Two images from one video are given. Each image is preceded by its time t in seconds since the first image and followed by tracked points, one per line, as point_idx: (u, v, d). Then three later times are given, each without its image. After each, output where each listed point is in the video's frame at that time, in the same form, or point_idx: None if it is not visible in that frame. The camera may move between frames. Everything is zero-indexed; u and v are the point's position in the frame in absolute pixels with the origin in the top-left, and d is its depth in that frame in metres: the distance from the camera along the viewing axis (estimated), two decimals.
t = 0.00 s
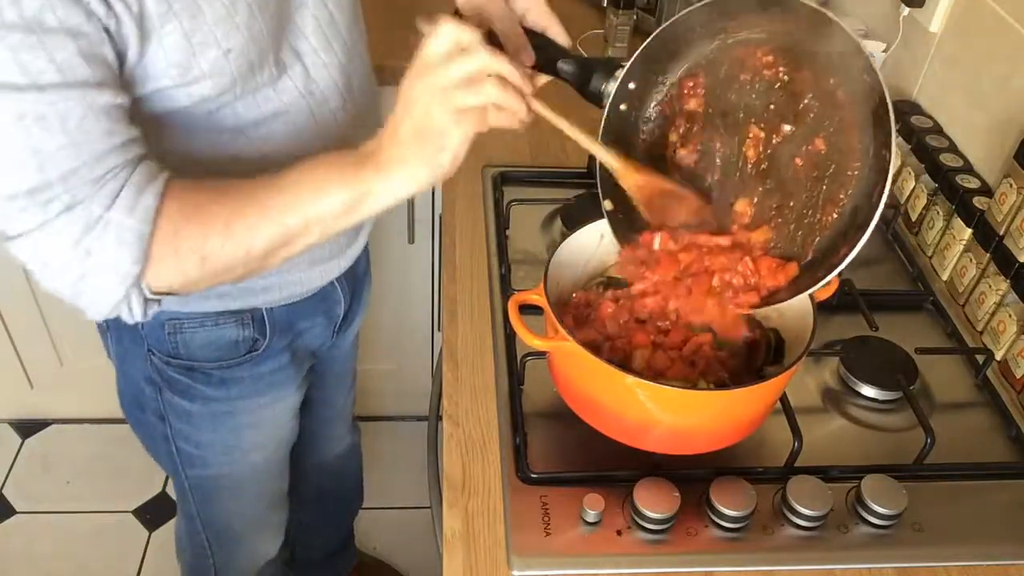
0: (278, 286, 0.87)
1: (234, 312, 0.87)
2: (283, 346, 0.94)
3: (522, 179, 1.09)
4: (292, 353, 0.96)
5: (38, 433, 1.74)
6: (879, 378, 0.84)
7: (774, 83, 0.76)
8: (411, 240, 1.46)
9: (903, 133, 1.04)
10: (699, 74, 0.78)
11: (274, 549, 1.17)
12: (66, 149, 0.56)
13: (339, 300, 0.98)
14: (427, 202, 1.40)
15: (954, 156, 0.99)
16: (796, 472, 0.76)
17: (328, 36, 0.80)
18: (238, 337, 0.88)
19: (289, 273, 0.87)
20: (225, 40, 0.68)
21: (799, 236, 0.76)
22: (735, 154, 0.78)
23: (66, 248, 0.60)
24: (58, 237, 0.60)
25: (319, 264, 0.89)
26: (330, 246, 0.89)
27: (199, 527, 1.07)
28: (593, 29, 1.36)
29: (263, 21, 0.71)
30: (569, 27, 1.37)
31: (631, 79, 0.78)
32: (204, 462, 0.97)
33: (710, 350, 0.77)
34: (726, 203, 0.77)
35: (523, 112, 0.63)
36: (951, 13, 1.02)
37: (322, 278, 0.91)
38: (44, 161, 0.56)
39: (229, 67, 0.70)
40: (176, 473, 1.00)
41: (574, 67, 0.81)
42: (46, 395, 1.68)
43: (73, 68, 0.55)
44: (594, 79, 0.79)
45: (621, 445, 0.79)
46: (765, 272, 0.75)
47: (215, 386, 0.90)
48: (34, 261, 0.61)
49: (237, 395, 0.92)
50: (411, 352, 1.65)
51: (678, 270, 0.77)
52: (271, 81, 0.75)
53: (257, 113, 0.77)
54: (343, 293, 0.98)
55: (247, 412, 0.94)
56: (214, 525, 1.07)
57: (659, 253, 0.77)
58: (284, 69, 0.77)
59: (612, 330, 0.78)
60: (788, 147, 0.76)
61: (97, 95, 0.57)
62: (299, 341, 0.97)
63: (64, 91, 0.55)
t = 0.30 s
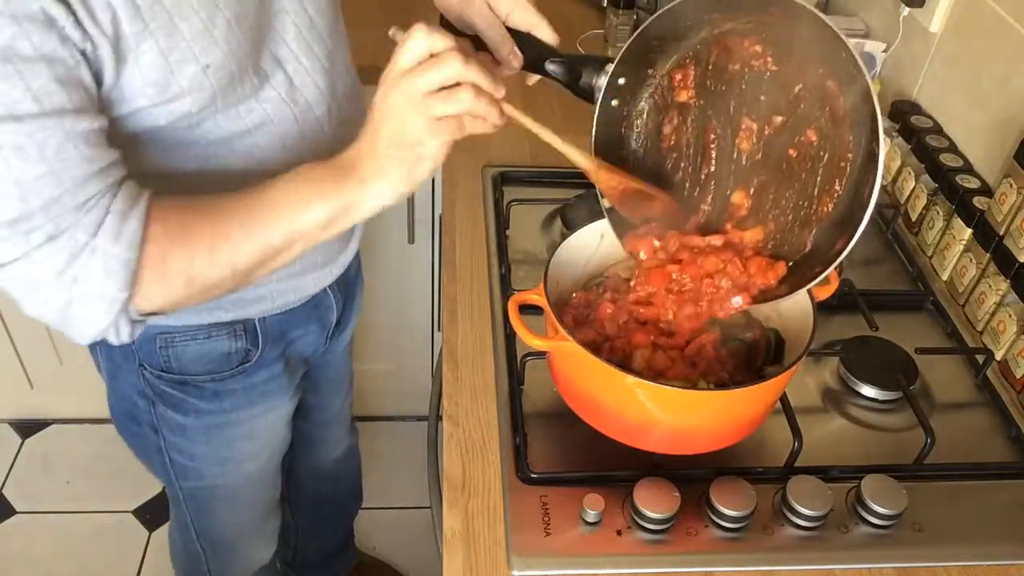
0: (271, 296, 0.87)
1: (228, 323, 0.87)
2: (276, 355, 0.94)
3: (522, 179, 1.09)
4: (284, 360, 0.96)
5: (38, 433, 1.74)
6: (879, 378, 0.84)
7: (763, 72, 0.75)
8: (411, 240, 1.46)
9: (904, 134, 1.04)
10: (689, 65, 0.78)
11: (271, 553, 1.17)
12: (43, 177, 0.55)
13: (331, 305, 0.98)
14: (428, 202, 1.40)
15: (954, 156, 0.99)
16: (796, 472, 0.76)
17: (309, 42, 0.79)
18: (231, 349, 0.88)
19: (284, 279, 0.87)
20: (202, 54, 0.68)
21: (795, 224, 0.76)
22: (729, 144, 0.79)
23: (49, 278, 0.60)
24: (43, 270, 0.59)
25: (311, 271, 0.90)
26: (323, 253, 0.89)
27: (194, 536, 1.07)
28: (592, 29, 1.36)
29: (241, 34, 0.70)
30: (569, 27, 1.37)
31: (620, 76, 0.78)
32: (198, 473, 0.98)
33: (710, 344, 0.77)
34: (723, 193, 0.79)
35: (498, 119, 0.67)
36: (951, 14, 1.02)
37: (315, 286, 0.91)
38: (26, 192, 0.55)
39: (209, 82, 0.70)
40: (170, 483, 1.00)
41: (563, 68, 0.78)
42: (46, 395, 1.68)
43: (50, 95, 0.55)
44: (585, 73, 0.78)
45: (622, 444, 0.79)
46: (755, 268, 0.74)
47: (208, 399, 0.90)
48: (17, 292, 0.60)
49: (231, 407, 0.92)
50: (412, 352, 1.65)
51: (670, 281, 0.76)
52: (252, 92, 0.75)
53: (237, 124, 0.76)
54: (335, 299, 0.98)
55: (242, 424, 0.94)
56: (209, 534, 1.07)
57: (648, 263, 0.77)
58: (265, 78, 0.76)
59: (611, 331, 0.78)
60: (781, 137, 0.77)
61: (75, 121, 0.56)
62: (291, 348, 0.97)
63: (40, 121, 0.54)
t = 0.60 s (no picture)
0: (263, 300, 0.87)
1: (218, 329, 0.86)
2: (268, 360, 0.94)
3: (521, 179, 1.09)
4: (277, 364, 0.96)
5: (38, 433, 1.74)
6: (879, 378, 0.84)
7: (758, 75, 0.75)
8: (411, 240, 1.46)
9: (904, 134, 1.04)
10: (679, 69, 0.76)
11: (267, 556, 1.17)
12: (37, 189, 0.56)
13: (323, 309, 0.98)
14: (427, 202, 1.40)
15: (954, 156, 0.99)
16: (796, 472, 0.76)
17: (296, 44, 0.79)
18: (223, 355, 0.88)
19: (276, 284, 0.87)
20: (187, 62, 0.68)
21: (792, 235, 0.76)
22: (723, 149, 0.78)
23: (49, 288, 0.61)
24: (42, 279, 0.60)
25: (301, 275, 0.89)
26: (315, 256, 0.89)
27: (189, 539, 1.07)
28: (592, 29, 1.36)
29: (226, 40, 0.71)
30: (569, 27, 1.37)
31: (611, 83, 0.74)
32: (192, 479, 0.98)
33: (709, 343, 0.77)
34: (717, 197, 0.79)
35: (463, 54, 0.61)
36: (952, 14, 1.02)
37: (307, 289, 0.91)
38: (20, 204, 0.56)
39: (194, 90, 0.70)
40: (164, 489, 1.00)
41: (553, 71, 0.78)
42: (45, 395, 1.69)
43: (42, 108, 0.56)
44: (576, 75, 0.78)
45: (622, 444, 0.79)
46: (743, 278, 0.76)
47: (201, 406, 0.91)
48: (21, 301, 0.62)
49: (224, 413, 0.92)
50: (411, 351, 1.65)
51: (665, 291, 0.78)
52: (238, 97, 0.75)
53: (224, 131, 0.76)
54: (328, 303, 0.99)
55: (236, 429, 0.94)
56: (204, 538, 1.06)
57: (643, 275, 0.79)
58: (252, 84, 0.76)
59: (609, 332, 0.78)
60: (776, 138, 0.77)
61: (66, 130, 0.57)
62: (284, 352, 0.97)
63: (32, 132, 0.55)
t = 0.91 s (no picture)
0: (253, 306, 0.87)
1: (207, 335, 0.86)
2: (259, 364, 0.94)
3: (522, 179, 1.09)
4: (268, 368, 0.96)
5: (37, 433, 1.74)
6: (879, 378, 0.84)
7: (755, 65, 0.75)
8: (411, 240, 1.46)
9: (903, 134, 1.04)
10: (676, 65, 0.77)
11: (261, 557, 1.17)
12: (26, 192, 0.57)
13: (316, 313, 0.98)
14: (427, 203, 1.40)
15: (954, 156, 0.99)
16: (796, 472, 0.76)
17: (285, 50, 0.79)
18: (213, 360, 0.88)
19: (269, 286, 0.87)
20: (173, 67, 0.68)
21: (795, 234, 0.76)
22: (725, 140, 0.78)
23: (42, 290, 0.61)
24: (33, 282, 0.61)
25: (294, 282, 0.89)
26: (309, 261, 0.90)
27: (182, 542, 1.07)
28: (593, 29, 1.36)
29: (213, 44, 0.71)
30: (569, 27, 1.37)
31: (612, 76, 0.77)
32: (183, 483, 0.98)
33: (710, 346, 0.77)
34: (722, 191, 0.79)
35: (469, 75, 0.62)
36: (952, 14, 1.02)
37: (297, 296, 0.91)
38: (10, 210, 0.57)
39: (181, 95, 0.70)
40: (156, 493, 1.00)
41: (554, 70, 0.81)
42: (45, 395, 1.69)
43: (31, 111, 0.56)
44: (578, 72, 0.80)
45: (622, 444, 0.79)
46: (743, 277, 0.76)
47: (191, 411, 0.91)
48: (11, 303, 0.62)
49: (214, 418, 0.92)
50: (412, 351, 1.65)
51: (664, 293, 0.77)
52: (226, 102, 0.75)
53: (211, 137, 0.76)
54: (321, 307, 0.99)
55: (226, 434, 0.94)
56: (196, 540, 1.06)
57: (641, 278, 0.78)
58: (240, 89, 0.76)
59: (609, 332, 0.78)
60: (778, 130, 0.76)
61: (54, 134, 0.57)
62: (275, 356, 0.96)
63: (17, 135, 0.55)
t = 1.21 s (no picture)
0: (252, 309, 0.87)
1: (207, 339, 0.86)
2: (259, 368, 0.94)
3: (522, 179, 1.09)
4: (268, 371, 0.96)
5: (37, 433, 1.74)
6: (879, 378, 0.84)
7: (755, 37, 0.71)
8: (411, 240, 1.46)
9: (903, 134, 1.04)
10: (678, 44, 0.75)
11: (263, 558, 1.17)
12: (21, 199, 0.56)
13: (316, 315, 0.98)
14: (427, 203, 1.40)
15: (954, 156, 0.99)
16: (796, 472, 0.76)
17: (282, 51, 0.79)
18: (213, 364, 0.88)
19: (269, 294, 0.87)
20: (172, 68, 0.68)
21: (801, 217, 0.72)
22: (734, 113, 0.75)
23: (42, 299, 0.61)
24: (32, 291, 0.61)
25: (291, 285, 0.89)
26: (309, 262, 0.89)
27: (183, 545, 1.07)
28: (593, 29, 1.36)
29: (212, 45, 0.71)
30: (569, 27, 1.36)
31: (613, 58, 0.77)
32: (183, 486, 0.98)
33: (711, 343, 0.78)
34: (736, 164, 0.76)
35: (500, 134, 0.65)
36: (951, 13, 1.02)
37: (296, 297, 0.91)
38: (7, 214, 0.57)
39: (180, 97, 0.69)
40: (156, 495, 1.00)
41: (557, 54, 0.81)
42: (45, 395, 1.69)
43: (29, 114, 0.56)
44: (580, 60, 0.79)
45: (623, 444, 0.79)
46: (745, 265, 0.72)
47: (191, 415, 0.91)
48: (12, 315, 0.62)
49: (214, 421, 0.92)
50: (411, 352, 1.65)
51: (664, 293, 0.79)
52: (224, 104, 0.75)
53: (208, 139, 0.76)
54: (321, 309, 0.99)
55: (226, 437, 0.94)
56: (198, 543, 1.06)
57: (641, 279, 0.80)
58: (236, 91, 0.76)
59: (610, 332, 0.78)
60: (783, 102, 0.71)
61: (53, 137, 0.57)
62: (275, 359, 0.96)
63: (16, 139, 0.55)
